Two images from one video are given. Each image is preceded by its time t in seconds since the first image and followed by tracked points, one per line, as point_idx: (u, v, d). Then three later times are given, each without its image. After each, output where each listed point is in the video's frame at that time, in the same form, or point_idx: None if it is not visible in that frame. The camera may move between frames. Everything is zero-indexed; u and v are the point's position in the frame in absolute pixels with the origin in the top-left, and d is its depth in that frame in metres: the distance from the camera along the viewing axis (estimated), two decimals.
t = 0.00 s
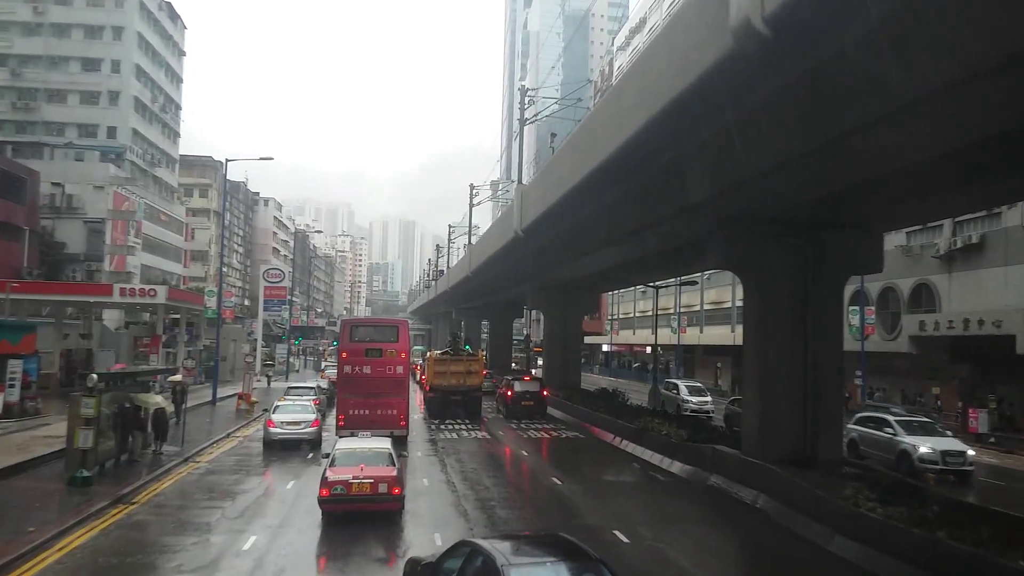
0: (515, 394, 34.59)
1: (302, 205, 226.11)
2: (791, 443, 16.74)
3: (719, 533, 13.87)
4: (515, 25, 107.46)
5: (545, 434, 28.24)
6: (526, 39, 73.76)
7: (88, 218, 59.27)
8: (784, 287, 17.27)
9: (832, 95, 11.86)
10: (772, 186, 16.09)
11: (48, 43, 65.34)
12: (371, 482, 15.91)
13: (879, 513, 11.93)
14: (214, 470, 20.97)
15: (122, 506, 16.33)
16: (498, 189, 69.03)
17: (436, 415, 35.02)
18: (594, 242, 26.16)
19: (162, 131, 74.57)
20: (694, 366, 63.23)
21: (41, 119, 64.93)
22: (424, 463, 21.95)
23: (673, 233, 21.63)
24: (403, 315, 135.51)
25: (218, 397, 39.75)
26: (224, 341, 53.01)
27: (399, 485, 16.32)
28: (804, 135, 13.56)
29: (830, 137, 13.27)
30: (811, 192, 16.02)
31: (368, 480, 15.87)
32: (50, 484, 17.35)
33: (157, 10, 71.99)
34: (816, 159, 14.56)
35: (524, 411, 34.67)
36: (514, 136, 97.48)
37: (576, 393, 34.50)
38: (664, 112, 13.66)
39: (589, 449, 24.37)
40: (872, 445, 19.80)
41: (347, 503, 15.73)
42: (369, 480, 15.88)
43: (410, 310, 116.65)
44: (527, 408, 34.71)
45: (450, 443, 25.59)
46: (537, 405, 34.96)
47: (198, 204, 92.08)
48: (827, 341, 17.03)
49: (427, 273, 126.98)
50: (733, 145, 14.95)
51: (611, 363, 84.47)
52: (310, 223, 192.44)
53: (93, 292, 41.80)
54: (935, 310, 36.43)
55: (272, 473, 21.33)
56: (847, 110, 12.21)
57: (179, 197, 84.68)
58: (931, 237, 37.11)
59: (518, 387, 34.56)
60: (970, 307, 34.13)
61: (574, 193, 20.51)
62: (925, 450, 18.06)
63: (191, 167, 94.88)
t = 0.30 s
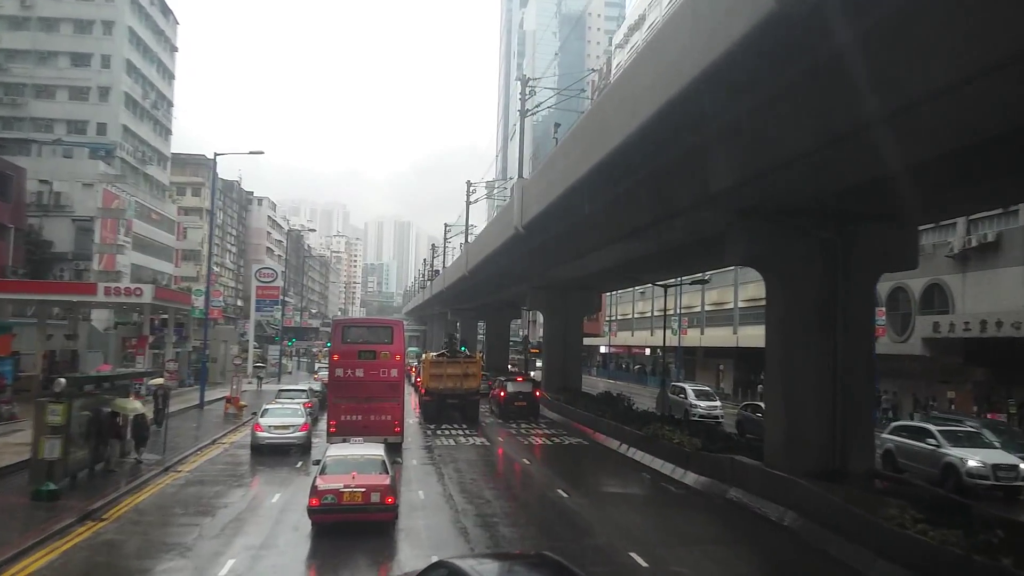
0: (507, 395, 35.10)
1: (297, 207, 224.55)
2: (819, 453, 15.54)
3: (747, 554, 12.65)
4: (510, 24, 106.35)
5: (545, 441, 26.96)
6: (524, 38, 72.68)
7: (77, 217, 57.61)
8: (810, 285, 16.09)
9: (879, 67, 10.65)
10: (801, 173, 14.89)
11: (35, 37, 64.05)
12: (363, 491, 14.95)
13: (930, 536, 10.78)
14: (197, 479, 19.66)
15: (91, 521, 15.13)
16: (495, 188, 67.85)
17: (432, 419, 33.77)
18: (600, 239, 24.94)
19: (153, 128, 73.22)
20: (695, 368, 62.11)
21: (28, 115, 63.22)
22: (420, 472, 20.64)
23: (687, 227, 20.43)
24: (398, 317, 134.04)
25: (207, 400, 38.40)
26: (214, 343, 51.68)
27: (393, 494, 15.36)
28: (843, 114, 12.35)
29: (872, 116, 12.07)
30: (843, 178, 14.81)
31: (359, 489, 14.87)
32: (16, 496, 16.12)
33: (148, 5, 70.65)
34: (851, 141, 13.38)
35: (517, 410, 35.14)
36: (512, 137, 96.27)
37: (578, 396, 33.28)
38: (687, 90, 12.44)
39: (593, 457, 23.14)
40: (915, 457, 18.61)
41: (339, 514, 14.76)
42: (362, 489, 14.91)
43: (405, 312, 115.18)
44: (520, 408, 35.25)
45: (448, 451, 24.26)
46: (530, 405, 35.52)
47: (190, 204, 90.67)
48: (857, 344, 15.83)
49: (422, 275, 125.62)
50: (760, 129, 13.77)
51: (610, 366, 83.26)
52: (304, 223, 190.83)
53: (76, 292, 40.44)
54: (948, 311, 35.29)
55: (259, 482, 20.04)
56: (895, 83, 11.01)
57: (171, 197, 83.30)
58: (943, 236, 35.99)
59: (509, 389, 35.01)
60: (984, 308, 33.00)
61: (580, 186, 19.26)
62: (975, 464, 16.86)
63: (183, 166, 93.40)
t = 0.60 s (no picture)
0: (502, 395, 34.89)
1: (293, 206, 222.99)
2: (852, 464, 14.37)
3: None
4: (506, 22, 105.15)
5: (548, 446, 25.65)
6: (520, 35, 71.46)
7: (65, 214, 55.33)
8: (842, 281, 14.90)
9: (935, 38, 9.35)
10: (835, 158, 13.58)
11: (21, 31, 62.66)
12: (356, 499, 14.13)
13: (993, 562, 9.63)
14: (177, 490, 18.32)
15: (57, 537, 13.91)
16: (492, 186, 66.63)
17: (428, 423, 32.54)
18: (606, 235, 23.71)
19: (144, 125, 71.83)
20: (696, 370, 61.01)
21: (15, 110, 62.35)
22: (417, 480, 19.33)
23: (702, 220, 19.18)
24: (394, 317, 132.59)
25: (194, 403, 37.03)
26: (204, 343, 50.38)
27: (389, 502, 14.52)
28: (886, 94, 11.11)
29: (923, 95, 10.75)
30: (881, 163, 13.53)
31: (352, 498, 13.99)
32: None
33: None
34: (895, 121, 12.07)
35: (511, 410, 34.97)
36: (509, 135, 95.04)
37: (580, 399, 32.03)
38: (712, 70, 11.10)
39: (600, 464, 21.85)
40: (964, 470, 17.36)
41: (331, 524, 13.92)
42: (355, 497, 14.09)
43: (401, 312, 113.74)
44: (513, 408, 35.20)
45: (446, 457, 22.94)
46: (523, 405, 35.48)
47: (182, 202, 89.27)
48: (892, 347, 14.65)
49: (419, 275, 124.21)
50: (792, 113, 12.44)
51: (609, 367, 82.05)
52: (299, 222, 189.29)
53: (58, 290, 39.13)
54: (961, 311, 34.14)
55: (244, 489, 18.69)
56: (950, 58, 9.71)
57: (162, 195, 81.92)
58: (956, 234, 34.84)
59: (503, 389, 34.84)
60: (1001, 308, 31.83)
61: (588, 178, 17.94)
62: None
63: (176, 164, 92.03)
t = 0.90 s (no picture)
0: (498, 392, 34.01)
1: (288, 204, 221.56)
2: (888, 473, 13.35)
3: None
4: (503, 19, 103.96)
5: (550, 449, 24.47)
6: (517, 29, 70.13)
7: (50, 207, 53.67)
8: (877, 274, 13.83)
9: (997, 2, 8.18)
10: (874, 139, 12.35)
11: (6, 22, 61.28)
12: (348, 505, 13.40)
13: None
14: (154, 498, 17.04)
15: (19, 553, 12.71)
16: (489, 182, 65.56)
17: (425, 424, 31.42)
18: (613, 226, 22.54)
19: (133, 119, 70.48)
20: (699, 368, 60.16)
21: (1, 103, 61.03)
22: (413, 486, 18.11)
23: (719, 207, 18.00)
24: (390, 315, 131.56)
25: (181, 403, 35.72)
26: (195, 342, 49.20)
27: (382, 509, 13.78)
28: (927, 70, 10.03)
29: (983, 64, 9.47)
30: (917, 147, 12.44)
31: (344, 505, 13.32)
32: None
33: None
34: (935, 101, 10.97)
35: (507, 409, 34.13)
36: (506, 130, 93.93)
37: (583, 399, 30.89)
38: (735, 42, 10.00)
39: (607, 467, 20.70)
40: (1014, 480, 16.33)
41: (321, 531, 13.16)
42: (347, 503, 13.36)
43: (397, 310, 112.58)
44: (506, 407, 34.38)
45: (444, 461, 21.72)
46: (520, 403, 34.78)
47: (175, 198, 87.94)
48: (930, 347, 13.62)
49: (415, 273, 123.14)
50: (829, 89, 11.18)
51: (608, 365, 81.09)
52: (293, 221, 187.71)
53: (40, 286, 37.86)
54: (975, 309, 33.20)
55: (226, 497, 17.41)
56: (1008, 28, 8.61)
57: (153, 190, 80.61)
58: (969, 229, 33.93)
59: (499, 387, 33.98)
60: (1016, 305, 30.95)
61: (597, 163, 16.70)
62: None
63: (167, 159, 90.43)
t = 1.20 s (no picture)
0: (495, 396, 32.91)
1: (282, 205, 220.08)
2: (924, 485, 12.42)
3: None
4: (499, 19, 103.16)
5: (552, 454, 23.45)
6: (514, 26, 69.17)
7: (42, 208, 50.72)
8: (913, 271, 12.82)
9: None
10: (917, 117, 11.32)
11: None
12: (337, 515, 12.61)
13: None
14: (134, 511, 15.94)
15: None
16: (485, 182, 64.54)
17: (421, 429, 30.42)
18: (619, 221, 21.57)
19: (124, 117, 69.30)
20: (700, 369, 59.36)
21: None
22: (407, 498, 17.01)
23: (736, 196, 16.96)
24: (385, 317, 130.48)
25: (168, 407, 34.59)
26: (185, 344, 47.99)
27: (374, 520, 12.97)
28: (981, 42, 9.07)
29: None
30: (956, 132, 11.50)
31: (332, 516, 12.53)
32: None
33: None
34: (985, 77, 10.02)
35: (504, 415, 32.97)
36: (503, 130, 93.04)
37: (584, 402, 29.90)
38: (771, 10, 9.02)
39: (612, 475, 19.67)
40: None
41: (310, 544, 12.40)
42: (336, 514, 12.56)
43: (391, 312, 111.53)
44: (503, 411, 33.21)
45: (438, 470, 20.64)
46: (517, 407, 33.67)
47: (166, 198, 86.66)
48: (969, 349, 12.77)
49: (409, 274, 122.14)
50: (875, 60, 10.14)
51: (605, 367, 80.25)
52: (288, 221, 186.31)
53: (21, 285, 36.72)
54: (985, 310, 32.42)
55: (212, 509, 16.33)
56: None
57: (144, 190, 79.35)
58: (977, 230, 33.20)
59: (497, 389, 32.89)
60: None
61: (607, 151, 15.63)
62: None
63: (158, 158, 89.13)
